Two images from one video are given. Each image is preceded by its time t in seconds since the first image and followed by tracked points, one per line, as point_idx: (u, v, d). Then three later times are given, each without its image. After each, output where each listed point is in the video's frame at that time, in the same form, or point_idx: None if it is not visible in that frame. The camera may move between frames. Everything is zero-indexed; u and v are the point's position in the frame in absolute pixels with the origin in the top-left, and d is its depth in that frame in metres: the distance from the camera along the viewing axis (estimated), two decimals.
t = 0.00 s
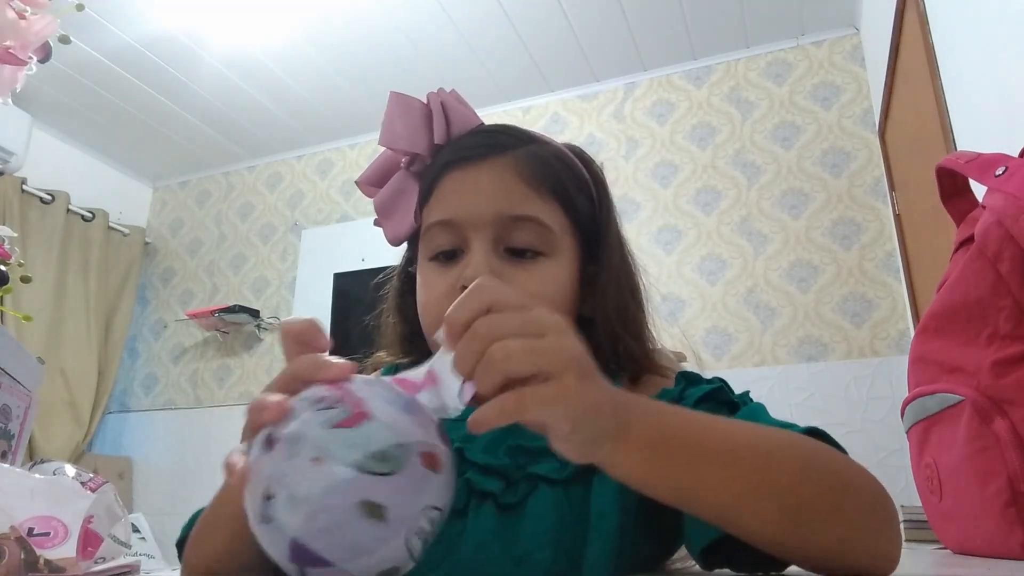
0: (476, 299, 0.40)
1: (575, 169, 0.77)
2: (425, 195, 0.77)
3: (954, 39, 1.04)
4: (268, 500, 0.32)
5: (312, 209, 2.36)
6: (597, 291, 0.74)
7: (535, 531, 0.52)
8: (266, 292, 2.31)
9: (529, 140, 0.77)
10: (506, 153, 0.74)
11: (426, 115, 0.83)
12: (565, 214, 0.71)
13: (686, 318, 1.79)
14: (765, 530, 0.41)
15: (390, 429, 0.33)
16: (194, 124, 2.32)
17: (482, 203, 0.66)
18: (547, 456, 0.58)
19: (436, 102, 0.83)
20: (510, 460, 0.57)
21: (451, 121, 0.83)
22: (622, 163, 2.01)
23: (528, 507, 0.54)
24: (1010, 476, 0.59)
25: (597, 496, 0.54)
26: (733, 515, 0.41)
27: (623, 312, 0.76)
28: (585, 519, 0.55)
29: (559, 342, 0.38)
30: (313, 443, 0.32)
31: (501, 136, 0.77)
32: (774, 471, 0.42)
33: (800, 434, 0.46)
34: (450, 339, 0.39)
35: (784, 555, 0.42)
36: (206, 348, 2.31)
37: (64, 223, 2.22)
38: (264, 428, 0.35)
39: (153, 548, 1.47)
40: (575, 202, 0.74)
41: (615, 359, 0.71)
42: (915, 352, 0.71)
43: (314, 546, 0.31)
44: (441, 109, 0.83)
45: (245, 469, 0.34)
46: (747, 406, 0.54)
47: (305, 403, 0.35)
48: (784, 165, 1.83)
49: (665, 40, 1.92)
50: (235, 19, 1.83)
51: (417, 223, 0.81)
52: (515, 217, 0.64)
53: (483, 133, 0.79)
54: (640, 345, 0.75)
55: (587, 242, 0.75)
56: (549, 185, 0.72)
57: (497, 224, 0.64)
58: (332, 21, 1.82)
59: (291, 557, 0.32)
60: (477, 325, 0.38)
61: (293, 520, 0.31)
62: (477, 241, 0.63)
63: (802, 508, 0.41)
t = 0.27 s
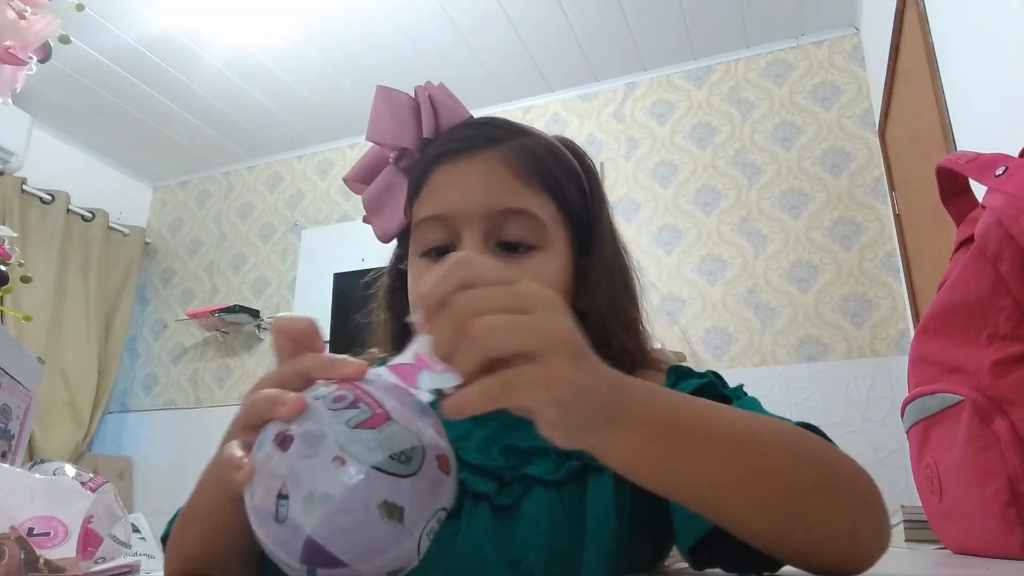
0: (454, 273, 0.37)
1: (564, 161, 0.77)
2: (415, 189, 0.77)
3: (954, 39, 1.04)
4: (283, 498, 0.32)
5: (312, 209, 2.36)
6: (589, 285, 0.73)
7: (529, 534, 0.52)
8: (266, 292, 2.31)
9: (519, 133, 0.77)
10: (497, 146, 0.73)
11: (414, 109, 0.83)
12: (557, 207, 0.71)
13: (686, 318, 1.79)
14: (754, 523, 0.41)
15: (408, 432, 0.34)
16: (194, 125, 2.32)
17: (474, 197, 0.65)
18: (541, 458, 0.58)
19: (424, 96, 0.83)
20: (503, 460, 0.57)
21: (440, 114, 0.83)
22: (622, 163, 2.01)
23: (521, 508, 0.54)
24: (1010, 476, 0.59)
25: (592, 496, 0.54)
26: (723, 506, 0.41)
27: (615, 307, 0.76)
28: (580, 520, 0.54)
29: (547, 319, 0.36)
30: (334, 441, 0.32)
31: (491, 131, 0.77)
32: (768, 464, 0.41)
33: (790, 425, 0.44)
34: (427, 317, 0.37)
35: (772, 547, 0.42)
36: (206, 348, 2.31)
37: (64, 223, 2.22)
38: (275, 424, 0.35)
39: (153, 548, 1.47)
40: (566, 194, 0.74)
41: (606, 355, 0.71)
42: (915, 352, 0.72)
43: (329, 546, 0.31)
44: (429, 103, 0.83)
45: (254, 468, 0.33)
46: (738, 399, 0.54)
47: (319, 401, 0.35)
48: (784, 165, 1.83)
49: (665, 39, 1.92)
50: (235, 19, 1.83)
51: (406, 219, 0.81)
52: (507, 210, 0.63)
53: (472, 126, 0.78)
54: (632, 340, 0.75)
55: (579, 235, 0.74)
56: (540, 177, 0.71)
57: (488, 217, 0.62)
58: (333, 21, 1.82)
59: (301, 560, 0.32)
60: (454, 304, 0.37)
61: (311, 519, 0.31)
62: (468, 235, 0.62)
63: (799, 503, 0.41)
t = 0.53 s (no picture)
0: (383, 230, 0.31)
1: (557, 157, 0.77)
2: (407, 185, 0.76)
3: (954, 39, 1.04)
4: (294, 489, 0.32)
5: (312, 209, 2.36)
6: (582, 280, 0.73)
7: (510, 536, 0.49)
8: (266, 292, 2.31)
9: (512, 131, 0.76)
10: (490, 144, 0.72)
11: (405, 102, 0.83)
12: (551, 205, 0.70)
13: (686, 318, 1.79)
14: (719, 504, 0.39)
15: (418, 426, 0.34)
16: (194, 125, 2.32)
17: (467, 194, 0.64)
18: (523, 457, 0.54)
19: (416, 89, 0.83)
20: (486, 459, 0.53)
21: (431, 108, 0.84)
22: (622, 163, 2.01)
23: (503, 509, 0.51)
24: (1010, 476, 0.59)
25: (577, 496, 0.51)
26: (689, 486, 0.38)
27: (609, 305, 0.75)
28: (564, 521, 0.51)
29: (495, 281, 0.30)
30: (349, 433, 0.32)
31: (484, 126, 0.76)
32: (740, 444, 0.38)
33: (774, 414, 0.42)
34: (354, 285, 0.31)
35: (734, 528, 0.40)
36: (206, 348, 2.31)
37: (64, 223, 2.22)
38: (282, 417, 0.34)
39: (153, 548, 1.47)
40: (559, 191, 0.73)
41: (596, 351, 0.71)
42: (915, 352, 0.72)
43: (341, 537, 0.31)
44: (421, 96, 0.84)
45: (259, 460, 0.33)
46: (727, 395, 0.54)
47: (327, 394, 0.34)
48: (784, 165, 1.83)
49: (665, 40, 1.92)
50: (236, 20, 1.83)
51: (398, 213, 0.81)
52: (502, 208, 0.62)
53: (464, 121, 0.78)
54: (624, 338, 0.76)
55: (573, 233, 0.74)
56: (533, 175, 0.70)
57: (483, 215, 0.61)
58: (333, 21, 1.82)
59: (310, 552, 0.31)
60: (386, 266, 0.30)
61: (324, 509, 0.31)
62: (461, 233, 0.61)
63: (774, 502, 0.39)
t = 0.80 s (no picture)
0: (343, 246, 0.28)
1: (554, 155, 0.76)
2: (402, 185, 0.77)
3: (954, 39, 1.04)
4: (306, 456, 0.29)
5: (312, 209, 2.36)
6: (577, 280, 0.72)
7: (503, 535, 0.49)
8: (266, 292, 2.31)
9: (507, 129, 0.76)
10: (484, 144, 0.72)
11: (400, 101, 0.84)
12: (546, 203, 0.70)
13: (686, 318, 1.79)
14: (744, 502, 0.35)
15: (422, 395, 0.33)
16: (194, 125, 2.32)
17: (460, 195, 0.64)
18: (519, 457, 0.55)
19: (411, 86, 0.84)
20: (481, 458, 0.54)
21: (427, 106, 0.84)
22: (622, 163, 2.01)
23: (497, 508, 0.51)
24: (1010, 476, 0.59)
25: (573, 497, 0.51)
26: (721, 477, 0.34)
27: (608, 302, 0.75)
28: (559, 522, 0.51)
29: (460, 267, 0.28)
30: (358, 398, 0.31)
31: (478, 125, 0.76)
32: (786, 446, 0.34)
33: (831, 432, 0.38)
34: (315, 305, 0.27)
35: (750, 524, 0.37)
36: (206, 348, 2.31)
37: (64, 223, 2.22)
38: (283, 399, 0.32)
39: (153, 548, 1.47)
40: (555, 189, 0.73)
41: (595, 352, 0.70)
42: (915, 352, 0.72)
43: (360, 499, 0.29)
44: (416, 94, 0.84)
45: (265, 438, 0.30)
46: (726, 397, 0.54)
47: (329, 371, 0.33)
48: (784, 165, 1.83)
49: (665, 40, 1.92)
50: (236, 20, 1.83)
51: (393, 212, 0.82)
52: (494, 207, 0.61)
53: (459, 120, 0.78)
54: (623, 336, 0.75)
55: (570, 231, 0.73)
56: (528, 173, 0.70)
57: (475, 215, 0.61)
58: (334, 21, 1.82)
59: (324, 523, 0.29)
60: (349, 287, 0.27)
61: (339, 471, 0.29)
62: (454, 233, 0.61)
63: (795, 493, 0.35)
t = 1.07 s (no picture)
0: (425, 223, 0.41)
1: (550, 152, 0.75)
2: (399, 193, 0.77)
3: (954, 39, 1.04)
4: (368, 445, 0.29)
5: (312, 209, 2.36)
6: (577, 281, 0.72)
7: (508, 534, 0.49)
8: (266, 292, 2.31)
9: (501, 129, 0.75)
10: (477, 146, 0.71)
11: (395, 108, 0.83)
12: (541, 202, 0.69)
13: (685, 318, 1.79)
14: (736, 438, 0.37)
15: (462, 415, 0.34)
16: (194, 125, 2.32)
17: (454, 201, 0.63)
18: (526, 457, 0.54)
19: (404, 94, 0.82)
20: (488, 457, 0.53)
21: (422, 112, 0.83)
22: (622, 163, 2.01)
23: (504, 507, 0.50)
24: (1010, 476, 0.59)
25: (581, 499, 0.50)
26: (708, 408, 0.37)
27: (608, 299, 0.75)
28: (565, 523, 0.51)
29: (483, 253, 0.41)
30: (414, 402, 0.32)
31: (474, 127, 0.76)
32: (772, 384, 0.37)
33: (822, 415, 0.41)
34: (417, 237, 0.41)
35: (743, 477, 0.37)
36: (206, 348, 2.31)
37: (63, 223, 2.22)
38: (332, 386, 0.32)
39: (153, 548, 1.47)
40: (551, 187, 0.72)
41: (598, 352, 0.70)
42: (915, 353, 0.72)
43: (413, 494, 0.29)
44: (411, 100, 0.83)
45: (325, 417, 0.30)
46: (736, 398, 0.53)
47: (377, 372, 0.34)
48: (784, 165, 1.83)
49: (665, 40, 1.92)
50: (236, 20, 1.83)
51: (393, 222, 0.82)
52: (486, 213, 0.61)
53: (453, 125, 0.77)
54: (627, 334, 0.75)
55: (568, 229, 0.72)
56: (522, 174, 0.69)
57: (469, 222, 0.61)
58: (334, 21, 1.82)
59: (376, 513, 0.28)
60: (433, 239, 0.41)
61: (401, 465, 0.29)
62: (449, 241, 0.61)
63: (788, 439, 0.36)
